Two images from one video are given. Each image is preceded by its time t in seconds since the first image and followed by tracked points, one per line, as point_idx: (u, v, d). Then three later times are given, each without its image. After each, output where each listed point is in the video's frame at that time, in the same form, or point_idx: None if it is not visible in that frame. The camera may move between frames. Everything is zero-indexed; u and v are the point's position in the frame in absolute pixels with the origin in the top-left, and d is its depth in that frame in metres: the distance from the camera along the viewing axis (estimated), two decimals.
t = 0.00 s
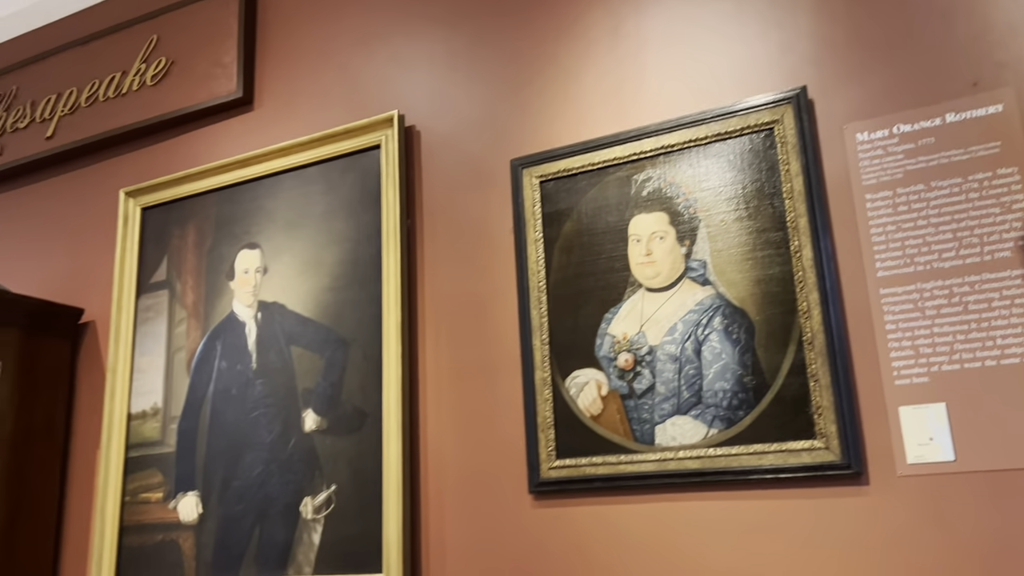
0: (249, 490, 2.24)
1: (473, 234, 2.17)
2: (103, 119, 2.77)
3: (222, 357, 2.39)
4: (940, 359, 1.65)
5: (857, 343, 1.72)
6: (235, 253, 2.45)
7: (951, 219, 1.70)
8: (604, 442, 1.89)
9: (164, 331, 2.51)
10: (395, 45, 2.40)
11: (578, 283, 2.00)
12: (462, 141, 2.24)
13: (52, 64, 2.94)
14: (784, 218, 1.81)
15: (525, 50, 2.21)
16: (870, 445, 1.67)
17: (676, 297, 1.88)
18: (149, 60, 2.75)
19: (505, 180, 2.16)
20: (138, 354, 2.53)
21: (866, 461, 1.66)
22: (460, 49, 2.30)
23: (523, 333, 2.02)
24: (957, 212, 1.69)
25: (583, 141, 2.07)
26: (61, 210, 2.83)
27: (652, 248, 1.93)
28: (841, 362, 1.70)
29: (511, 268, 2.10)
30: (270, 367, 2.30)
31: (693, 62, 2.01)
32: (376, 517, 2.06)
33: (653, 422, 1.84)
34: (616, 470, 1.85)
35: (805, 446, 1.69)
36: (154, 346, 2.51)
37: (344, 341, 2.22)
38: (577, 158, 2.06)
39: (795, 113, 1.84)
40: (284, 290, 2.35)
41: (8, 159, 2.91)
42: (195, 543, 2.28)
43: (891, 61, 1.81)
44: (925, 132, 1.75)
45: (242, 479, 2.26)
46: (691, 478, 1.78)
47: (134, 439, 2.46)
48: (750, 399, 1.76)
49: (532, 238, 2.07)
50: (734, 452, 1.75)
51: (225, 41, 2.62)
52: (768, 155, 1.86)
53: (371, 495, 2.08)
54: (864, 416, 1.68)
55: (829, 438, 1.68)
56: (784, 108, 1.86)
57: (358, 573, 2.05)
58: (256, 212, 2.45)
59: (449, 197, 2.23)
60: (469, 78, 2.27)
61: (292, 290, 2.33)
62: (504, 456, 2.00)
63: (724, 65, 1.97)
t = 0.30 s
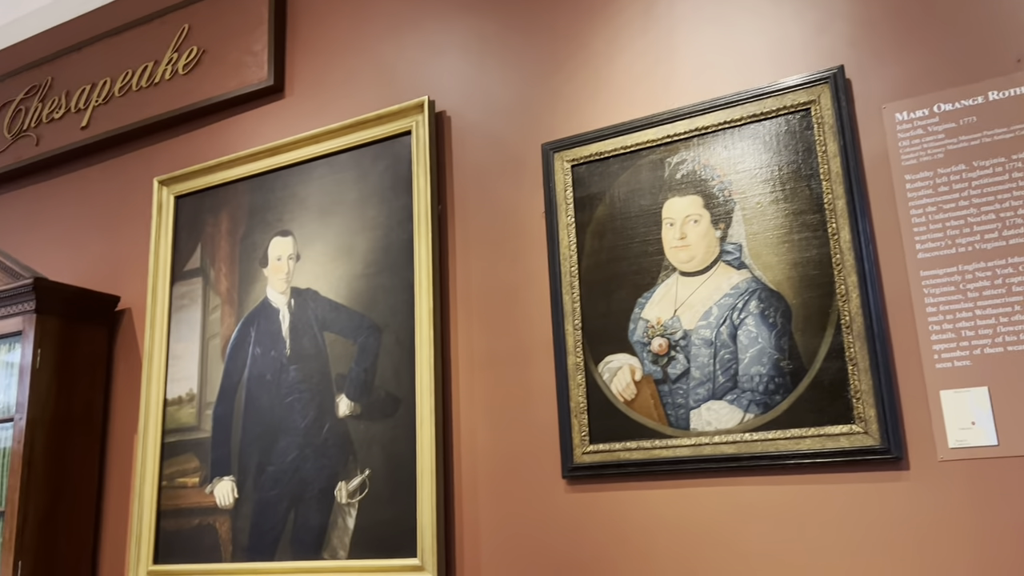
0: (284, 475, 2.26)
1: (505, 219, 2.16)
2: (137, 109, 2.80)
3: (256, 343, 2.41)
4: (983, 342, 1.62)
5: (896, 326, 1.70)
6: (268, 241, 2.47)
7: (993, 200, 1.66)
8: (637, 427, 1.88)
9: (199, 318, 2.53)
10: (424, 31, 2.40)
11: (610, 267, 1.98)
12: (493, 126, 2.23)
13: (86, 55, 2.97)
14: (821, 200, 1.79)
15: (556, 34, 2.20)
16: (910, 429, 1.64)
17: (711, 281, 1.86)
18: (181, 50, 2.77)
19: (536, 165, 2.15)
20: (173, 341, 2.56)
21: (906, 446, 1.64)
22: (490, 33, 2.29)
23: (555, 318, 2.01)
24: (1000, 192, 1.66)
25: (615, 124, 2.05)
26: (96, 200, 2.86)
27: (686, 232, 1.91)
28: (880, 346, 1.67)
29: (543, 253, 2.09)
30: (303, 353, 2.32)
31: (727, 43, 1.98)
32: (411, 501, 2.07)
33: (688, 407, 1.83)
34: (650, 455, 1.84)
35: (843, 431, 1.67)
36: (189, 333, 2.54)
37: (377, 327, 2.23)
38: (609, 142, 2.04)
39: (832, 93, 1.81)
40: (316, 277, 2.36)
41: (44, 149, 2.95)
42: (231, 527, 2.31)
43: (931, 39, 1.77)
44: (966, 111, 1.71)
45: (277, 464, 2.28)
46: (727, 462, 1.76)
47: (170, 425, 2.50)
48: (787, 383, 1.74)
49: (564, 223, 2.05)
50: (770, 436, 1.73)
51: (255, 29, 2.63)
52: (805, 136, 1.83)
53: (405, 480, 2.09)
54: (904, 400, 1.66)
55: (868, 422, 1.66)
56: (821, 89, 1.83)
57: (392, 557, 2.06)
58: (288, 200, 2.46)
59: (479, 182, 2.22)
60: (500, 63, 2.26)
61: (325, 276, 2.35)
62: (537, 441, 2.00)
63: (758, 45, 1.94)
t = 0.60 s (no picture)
0: (316, 462, 2.27)
1: (535, 206, 2.15)
2: (167, 99, 2.81)
3: (287, 332, 2.42)
4: None
5: (936, 313, 1.67)
6: (298, 230, 2.48)
7: None
8: (671, 415, 1.86)
9: (230, 307, 2.55)
10: (453, 18, 2.38)
11: (642, 254, 1.96)
12: (523, 113, 2.22)
13: (117, 45, 3.00)
14: (858, 185, 1.76)
15: (586, 20, 2.18)
16: (950, 418, 1.62)
17: (746, 268, 1.84)
18: (210, 39, 2.78)
19: (567, 152, 2.13)
20: (205, 329, 2.58)
21: (945, 435, 1.61)
22: (519, 20, 2.27)
23: (586, 305, 2.00)
24: None
25: (646, 110, 2.03)
26: (127, 190, 2.89)
27: (720, 218, 1.88)
28: (919, 333, 1.65)
29: (573, 240, 2.08)
30: (334, 341, 2.33)
31: (761, 27, 1.95)
32: (442, 488, 2.08)
33: (722, 395, 1.81)
34: (684, 443, 1.83)
35: (881, 419, 1.65)
36: (220, 321, 2.56)
37: (407, 315, 2.23)
38: (641, 128, 2.02)
39: (870, 76, 1.78)
40: (347, 266, 2.37)
41: (76, 140, 2.98)
42: (263, 513, 2.32)
43: (972, 20, 1.73)
44: (1008, 94, 1.68)
45: (309, 451, 2.29)
46: (762, 451, 1.74)
47: (202, 413, 2.52)
48: (824, 371, 1.72)
49: (594, 210, 2.04)
50: (806, 425, 1.71)
51: (284, 18, 2.63)
52: (841, 121, 1.80)
53: (436, 467, 2.10)
54: (944, 388, 1.63)
55: (906, 410, 1.63)
56: (858, 72, 1.79)
57: (424, 543, 2.07)
58: (318, 189, 2.47)
59: (509, 169, 2.21)
60: (529, 49, 2.25)
61: (356, 264, 2.35)
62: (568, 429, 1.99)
63: (794, 28, 1.91)
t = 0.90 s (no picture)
0: (344, 452, 2.29)
1: (561, 196, 2.14)
2: (194, 91, 2.83)
3: (314, 322, 2.43)
4: None
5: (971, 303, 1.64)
6: (325, 220, 2.49)
7: None
8: (699, 406, 1.85)
9: (258, 297, 2.57)
10: (478, 8, 2.38)
11: (670, 244, 1.95)
12: (549, 103, 2.21)
13: (143, 37, 3.02)
14: (892, 173, 1.73)
15: (614, 8, 2.16)
16: (985, 409, 1.59)
17: (777, 258, 1.82)
18: (236, 31, 2.79)
19: (593, 141, 2.12)
20: (233, 320, 2.60)
21: (980, 427, 1.59)
22: (545, 8, 2.26)
23: (614, 296, 1.99)
24: None
25: (675, 99, 2.01)
26: (155, 181, 2.91)
27: (750, 208, 1.87)
28: (954, 323, 1.62)
29: (601, 230, 2.07)
30: (361, 331, 2.34)
31: (791, 14, 1.93)
32: (470, 478, 2.08)
33: (752, 386, 1.80)
34: (713, 434, 1.81)
35: (915, 410, 1.63)
36: (248, 312, 2.58)
37: (434, 306, 2.24)
38: (669, 117, 2.00)
39: (904, 63, 1.75)
40: (374, 256, 2.38)
41: (104, 132, 3.01)
42: (291, 502, 2.34)
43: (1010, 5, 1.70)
44: None
45: (336, 441, 2.31)
46: (793, 443, 1.73)
47: (230, 403, 2.53)
48: (856, 361, 1.70)
49: (622, 200, 2.02)
50: (838, 416, 1.70)
51: (310, 9, 2.64)
52: (874, 108, 1.77)
53: (464, 458, 2.10)
54: (979, 379, 1.61)
55: (940, 401, 1.61)
56: (891, 59, 1.77)
57: (451, 533, 2.08)
58: (345, 180, 2.48)
59: (535, 159, 2.20)
60: (555, 38, 2.23)
61: (383, 255, 2.36)
62: (595, 420, 1.98)
63: (825, 14, 1.89)
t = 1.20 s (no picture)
0: (368, 441, 2.30)
1: (585, 187, 2.13)
2: (217, 82, 2.84)
3: (337, 313, 2.45)
4: None
5: (1002, 295, 1.62)
6: (349, 212, 2.50)
7: None
8: (725, 398, 1.84)
9: (282, 288, 2.58)
10: None
11: (695, 235, 1.94)
12: (573, 93, 2.20)
13: (167, 29, 3.03)
14: (921, 163, 1.71)
15: None
16: (1016, 401, 1.58)
17: (804, 249, 1.81)
18: (259, 23, 2.80)
19: (617, 132, 2.11)
20: (257, 310, 2.61)
21: (1010, 419, 1.58)
22: None
23: (638, 286, 1.98)
24: None
25: (700, 89, 2.00)
26: (179, 173, 2.93)
27: (777, 198, 1.85)
28: (984, 314, 1.60)
29: (625, 221, 2.06)
30: (385, 321, 2.35)
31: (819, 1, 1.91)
32: (493, 468, 2.09)
33: (778, 377, 1.79)
34: (739, 426, 1.81)
35: (944, 402, 1.61)
36: (272, 302, 2.59)
37: (457, 297, 2.24)
38: (695, 106, 1.99)
39: (934, 51, 1.73)
40: (397, 247, 2.39)
41: (129, 124, 3.03)
42: (315, 492, 2.36)
43: None
44: None
45: (360, 431, 2.32)
46: (820, 435, 1.72)
47: (254, 392, 2.55)
48: (884, 353, 1.69)
49: (647, 189, 2.01)
50: (866, 408, 1.68)
51: None
52: (904, 97, 1.75)
53: (487, 449, 2.11)
54: (1010, 371, 1.59)
55: (970, 393, 1.59)
56: (922, 47, 1.74)
57: (475, 523, 2.08)
58: (368, 171, 2.49)
59: (558, 149, 2.20)
60: (579, 28, 2.22)
61: (406, 246, 2.37)
62: (619, 412, 1.98)
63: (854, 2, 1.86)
